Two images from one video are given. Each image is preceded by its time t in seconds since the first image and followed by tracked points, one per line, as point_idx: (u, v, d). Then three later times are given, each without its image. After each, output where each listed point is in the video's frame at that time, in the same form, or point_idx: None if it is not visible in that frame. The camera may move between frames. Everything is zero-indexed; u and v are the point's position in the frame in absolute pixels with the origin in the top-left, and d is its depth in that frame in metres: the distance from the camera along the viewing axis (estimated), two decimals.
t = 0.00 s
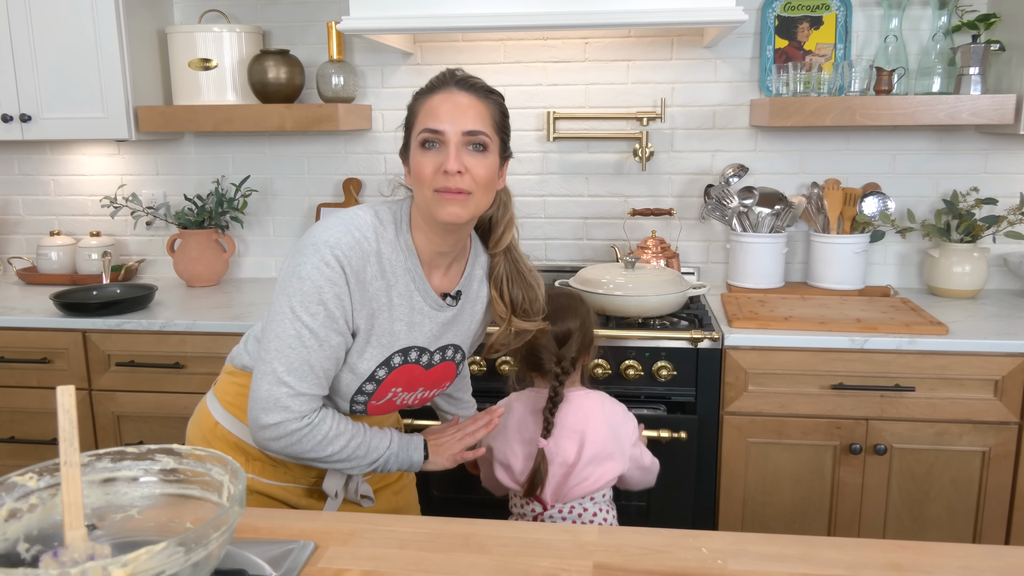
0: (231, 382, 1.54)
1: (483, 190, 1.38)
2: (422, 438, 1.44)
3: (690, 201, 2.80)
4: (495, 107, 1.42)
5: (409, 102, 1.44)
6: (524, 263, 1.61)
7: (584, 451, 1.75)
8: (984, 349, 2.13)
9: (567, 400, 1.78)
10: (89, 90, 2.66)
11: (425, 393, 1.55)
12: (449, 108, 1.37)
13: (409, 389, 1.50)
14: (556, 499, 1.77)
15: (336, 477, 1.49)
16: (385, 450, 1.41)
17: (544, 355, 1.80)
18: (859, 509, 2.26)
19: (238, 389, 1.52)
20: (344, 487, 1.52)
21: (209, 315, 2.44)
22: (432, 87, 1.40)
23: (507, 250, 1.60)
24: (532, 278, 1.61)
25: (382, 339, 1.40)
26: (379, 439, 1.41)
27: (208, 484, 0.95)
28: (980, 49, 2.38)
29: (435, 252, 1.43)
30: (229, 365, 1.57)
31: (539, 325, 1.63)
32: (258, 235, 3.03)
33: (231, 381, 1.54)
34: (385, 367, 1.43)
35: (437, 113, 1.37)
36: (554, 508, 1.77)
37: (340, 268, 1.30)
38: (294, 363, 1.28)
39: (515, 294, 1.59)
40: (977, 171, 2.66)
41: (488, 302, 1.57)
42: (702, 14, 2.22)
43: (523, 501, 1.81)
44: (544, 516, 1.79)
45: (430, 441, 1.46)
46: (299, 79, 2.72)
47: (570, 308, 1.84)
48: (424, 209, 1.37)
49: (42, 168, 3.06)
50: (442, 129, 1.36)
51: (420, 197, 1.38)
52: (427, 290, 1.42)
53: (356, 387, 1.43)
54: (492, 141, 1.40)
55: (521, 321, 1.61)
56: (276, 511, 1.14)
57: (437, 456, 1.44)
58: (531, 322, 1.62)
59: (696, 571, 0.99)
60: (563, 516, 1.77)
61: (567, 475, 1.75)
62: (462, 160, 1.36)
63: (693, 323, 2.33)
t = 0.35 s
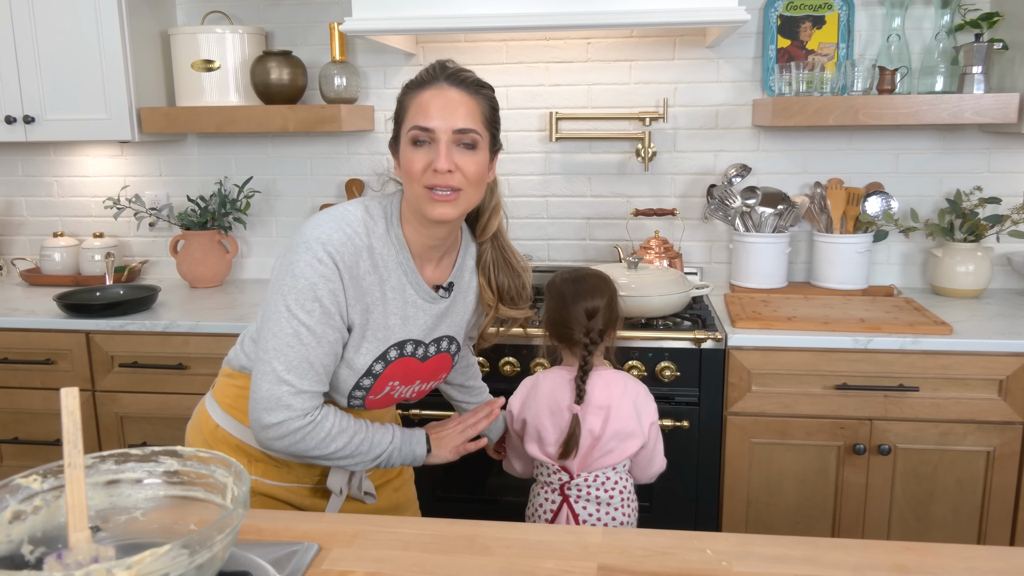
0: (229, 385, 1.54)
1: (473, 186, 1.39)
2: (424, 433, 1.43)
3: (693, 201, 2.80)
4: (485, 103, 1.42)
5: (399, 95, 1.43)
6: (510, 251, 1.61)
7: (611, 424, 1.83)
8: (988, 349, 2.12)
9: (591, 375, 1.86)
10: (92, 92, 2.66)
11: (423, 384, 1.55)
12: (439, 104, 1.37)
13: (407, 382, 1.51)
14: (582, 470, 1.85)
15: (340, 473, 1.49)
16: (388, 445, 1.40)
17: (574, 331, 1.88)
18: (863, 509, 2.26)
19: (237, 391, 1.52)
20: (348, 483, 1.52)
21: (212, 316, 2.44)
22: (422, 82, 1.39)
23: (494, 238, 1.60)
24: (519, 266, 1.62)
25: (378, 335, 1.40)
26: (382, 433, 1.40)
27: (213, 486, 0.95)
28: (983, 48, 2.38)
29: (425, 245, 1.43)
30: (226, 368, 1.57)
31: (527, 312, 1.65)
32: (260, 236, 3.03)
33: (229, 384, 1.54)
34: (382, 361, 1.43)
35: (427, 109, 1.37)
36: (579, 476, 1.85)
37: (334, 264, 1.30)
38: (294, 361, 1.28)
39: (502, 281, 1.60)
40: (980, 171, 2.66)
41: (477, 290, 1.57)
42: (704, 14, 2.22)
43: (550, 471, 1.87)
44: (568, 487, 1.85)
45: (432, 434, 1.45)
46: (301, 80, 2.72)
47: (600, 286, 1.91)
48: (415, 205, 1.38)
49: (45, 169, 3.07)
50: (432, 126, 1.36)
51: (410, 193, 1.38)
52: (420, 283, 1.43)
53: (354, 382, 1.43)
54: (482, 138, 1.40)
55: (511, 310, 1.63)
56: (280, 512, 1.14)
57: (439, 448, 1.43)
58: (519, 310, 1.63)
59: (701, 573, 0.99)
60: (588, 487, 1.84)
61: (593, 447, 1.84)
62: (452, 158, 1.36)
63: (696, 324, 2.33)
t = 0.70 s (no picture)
0: (227, 382, 1.54)
1: (456, 182, 1.39)
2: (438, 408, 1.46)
3: (696, 202, 2.80)
4: (487, 102, 1.42)
5: (403, 79, 1.42)
6: (503, 244, 1.63)
7: (600, 423, 1.85)
8: (992, 352, 2.12)
9: (576, 372, 1.87)
10: (96, 93, 2.67)
11: (420, 373, 1.55)
12: (439, 95, 1.36)
13: (405, 368, 1.50)
14: (574, 466, 1.89)
15: (340, 468, 1.51)
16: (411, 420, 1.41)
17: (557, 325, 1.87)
18: (866, 512, 2.25)
19: (234, 388, 1.52)
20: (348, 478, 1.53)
21: (215, 316, 2.45)
22: (429, 69, 1.39)
23: (487, 230, 1.61)
24: (509, 261, 1.64)
25: (380, 319, 1.40)
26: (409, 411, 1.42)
27: (215, 487, 0.95)
28: (987, 51, 2.38)
29: (414, 232, 1.43)
30: (222, 368, 1.57)
31: (515, 307, 1.65)
32: (263, 236, 3.03)
33: (227, 383, 1.53)
34: (381, 346, 1.42)
35: (427, 99, 1.36)
36: (570, 473, 1.88)
37: (330, 246, 1.30)
38: (317, 347, 1.28)
39: (491, 274, 1.61)
40: (984, 173, 2.65)
41: (466, 281, 1.58)
42: (709, 16, 2.22)
43: (541, 468, 1.90)
44: (560, 483, 1.88)
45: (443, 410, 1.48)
46: (305, 82, 2.73)
47: (583, 280, 1.90)
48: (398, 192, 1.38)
49: (49, 170, 3.07)
50: (428, 116, 1.36)
51: (397, 178, 1.38)
52: (411, 268, 1.43)
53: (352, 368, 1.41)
54: (475, 137, 1.40)
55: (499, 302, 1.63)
56: (282, 513, 1.14)
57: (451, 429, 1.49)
58: (507, 304, 1.63)
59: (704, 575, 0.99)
60: (579, 483, 1.88)
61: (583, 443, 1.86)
62: (441, 152, 1.36)
63: (699, 326, 2.33)
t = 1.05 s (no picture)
0: (226, 385, 1.53)
1: (464, 187, 1.39)
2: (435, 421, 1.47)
3: (698, 203, 2.80)
4: (491, 107, 1.42)
5: (406, 86, 1.43)
6: (503, 248, 1.63)
7: (580, 424, 1.84)
8: (995, 353, 2.12)
9: (549, 376, 1.86)
10: (100, 94, 2.67)
11: (421, 376, 1.55)
12: (444, 101, 1.36)
13: (406, 373, 1.50)
14: (550, 467, 1.89)
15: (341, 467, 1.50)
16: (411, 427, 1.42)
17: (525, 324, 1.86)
18: (868, 513, 2.25)
19: (235, 391, 1.52)
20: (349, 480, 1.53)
21: (218, 317, 2.45)
22: (432, 75, 1.39)
23: (487, 233, 1.61)
24: (509, 263, 1.64)
25: (384, 323, 1.40)
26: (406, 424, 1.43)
27: (220, 488, 0.95)
28: (990, 52, 2.37)
29: (417, 237, 1.43)
30: (223, 370, 1.57)
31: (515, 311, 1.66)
32: (266, 237, 3.03)
33: (227, 385, 1.53)
34: (384, 351, 1.42)
35: (432, 105, 1.36)
36: (546, 474, 1.89)
37: (336, 252, 1.30)
38: (321, 352, 1.28)
39: (491, 277, 1.62)
40: (987, 174, 2.65)
41: (466, 284, 1.59)
42: (713, 17, 2.22)
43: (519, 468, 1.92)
44: (536, 483, 1.90)
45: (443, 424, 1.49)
46: (308, 82, 2.73)
47: (554, 279, 1.88)
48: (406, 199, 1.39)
49: (53, 171, 3.08)
50: (434, 122, 1.36)
51: (404, 184, 1.38)
52: (415, 273, 1.43)
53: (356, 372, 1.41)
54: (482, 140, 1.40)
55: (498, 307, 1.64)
56: (286, 514, 1.14)
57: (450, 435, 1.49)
58: (507, 308, 1.65)
59: None
60: (554, 484, 1.88)
61: (559, 447, 1.86)
62: (448, 156, 1.36)
63: (701, 327, 2.33)
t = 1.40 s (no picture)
0: (230, 387, 1.53)
1: (467, 190, 1.39)
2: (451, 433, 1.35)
3: (701, 203, 2.80)
4: (498, 113, 1.43)
5: (414, 85, 1.43)
6: (502, 254, 1.64)
7: (582, 426, 1.84)
8: (998, 353, 2.12)
9: (553, 377, 1.86)
10: (103, 95, 2.67)
11: (422, 378, 1.55)
12: (451, 103, 1.37)
13: (407, 374, 1.50)
14: (555, 467, 1.89)
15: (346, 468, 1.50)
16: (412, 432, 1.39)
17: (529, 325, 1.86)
18: (872, 513, 2.25)
19: (238, 393, 1.51)
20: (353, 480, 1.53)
21: (221, 318, 2.45)
22: (442, 77, 1.39)
23: (487, 239, 1.61)
24: (508, 270, 1.64)
25: (382, 326, 1.40)
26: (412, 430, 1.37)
27: (226, 488, 0.95)
28: (993, 52, 2.37)
29: (418, 240, 1.44)
30: (225, 372, 1.57)
31: (512, 317, 1.66)
32: (269, 238, 3.03)
33: (231, 387, 1.53)
34: (385, 353, 1.42)
35: (439, 107, 1.37)
36: (551, 474, 1.89)
37: (334, 255, 1.30)
38: (313, 355, 1.28)
39: (489, 283, 1.62)
40: (989, 174, 2.65)
41: (465, 289, 1.59)
42: (716, 17, 2.22)
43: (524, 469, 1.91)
44: (541, 483, 1.90)
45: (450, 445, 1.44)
46: (310, 83, 2.73)
47: (555, 278, 1.88)
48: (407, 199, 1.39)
49: (55, 171, 3.08)
50: (441, 123, 1.36)
51: (405, 183, 1.38)
52: (415, 275, 1.43)
53: (356, 373, 1.41)
54: (486, 145, 1.40)
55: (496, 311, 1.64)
56: (292, 515, 1.15)
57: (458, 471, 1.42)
58: (504, 315, 1.65)
59: None
60: (560, 485, 1.88)
61: (564, 447, 1.86)
62: (453, 160, 1.36)
63: (704, 327, 2.32)
